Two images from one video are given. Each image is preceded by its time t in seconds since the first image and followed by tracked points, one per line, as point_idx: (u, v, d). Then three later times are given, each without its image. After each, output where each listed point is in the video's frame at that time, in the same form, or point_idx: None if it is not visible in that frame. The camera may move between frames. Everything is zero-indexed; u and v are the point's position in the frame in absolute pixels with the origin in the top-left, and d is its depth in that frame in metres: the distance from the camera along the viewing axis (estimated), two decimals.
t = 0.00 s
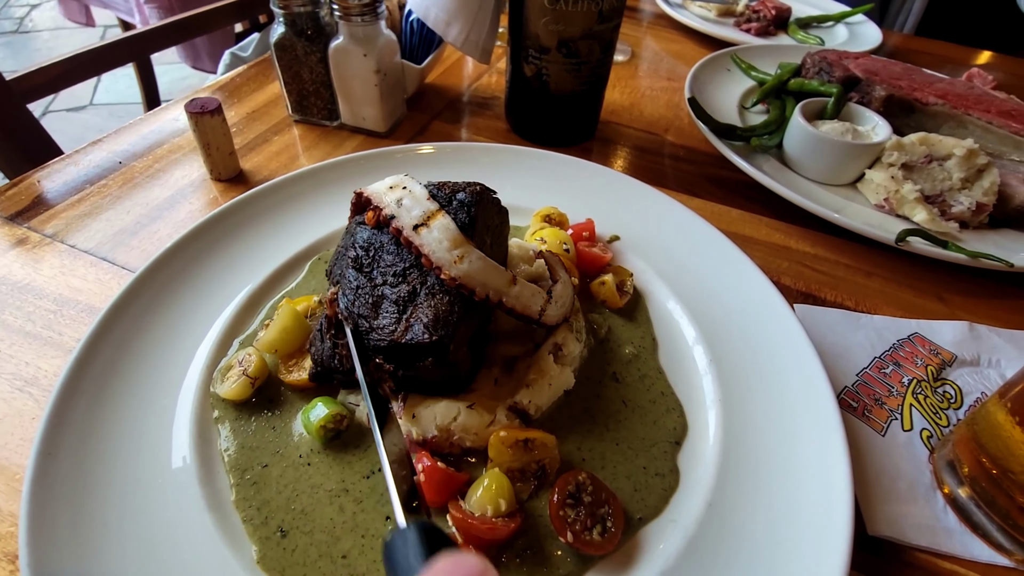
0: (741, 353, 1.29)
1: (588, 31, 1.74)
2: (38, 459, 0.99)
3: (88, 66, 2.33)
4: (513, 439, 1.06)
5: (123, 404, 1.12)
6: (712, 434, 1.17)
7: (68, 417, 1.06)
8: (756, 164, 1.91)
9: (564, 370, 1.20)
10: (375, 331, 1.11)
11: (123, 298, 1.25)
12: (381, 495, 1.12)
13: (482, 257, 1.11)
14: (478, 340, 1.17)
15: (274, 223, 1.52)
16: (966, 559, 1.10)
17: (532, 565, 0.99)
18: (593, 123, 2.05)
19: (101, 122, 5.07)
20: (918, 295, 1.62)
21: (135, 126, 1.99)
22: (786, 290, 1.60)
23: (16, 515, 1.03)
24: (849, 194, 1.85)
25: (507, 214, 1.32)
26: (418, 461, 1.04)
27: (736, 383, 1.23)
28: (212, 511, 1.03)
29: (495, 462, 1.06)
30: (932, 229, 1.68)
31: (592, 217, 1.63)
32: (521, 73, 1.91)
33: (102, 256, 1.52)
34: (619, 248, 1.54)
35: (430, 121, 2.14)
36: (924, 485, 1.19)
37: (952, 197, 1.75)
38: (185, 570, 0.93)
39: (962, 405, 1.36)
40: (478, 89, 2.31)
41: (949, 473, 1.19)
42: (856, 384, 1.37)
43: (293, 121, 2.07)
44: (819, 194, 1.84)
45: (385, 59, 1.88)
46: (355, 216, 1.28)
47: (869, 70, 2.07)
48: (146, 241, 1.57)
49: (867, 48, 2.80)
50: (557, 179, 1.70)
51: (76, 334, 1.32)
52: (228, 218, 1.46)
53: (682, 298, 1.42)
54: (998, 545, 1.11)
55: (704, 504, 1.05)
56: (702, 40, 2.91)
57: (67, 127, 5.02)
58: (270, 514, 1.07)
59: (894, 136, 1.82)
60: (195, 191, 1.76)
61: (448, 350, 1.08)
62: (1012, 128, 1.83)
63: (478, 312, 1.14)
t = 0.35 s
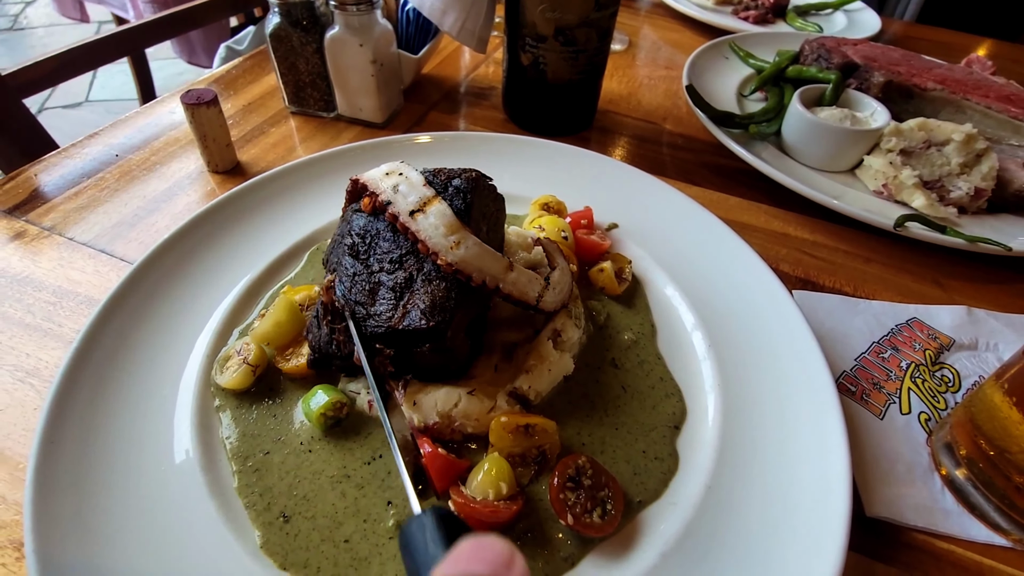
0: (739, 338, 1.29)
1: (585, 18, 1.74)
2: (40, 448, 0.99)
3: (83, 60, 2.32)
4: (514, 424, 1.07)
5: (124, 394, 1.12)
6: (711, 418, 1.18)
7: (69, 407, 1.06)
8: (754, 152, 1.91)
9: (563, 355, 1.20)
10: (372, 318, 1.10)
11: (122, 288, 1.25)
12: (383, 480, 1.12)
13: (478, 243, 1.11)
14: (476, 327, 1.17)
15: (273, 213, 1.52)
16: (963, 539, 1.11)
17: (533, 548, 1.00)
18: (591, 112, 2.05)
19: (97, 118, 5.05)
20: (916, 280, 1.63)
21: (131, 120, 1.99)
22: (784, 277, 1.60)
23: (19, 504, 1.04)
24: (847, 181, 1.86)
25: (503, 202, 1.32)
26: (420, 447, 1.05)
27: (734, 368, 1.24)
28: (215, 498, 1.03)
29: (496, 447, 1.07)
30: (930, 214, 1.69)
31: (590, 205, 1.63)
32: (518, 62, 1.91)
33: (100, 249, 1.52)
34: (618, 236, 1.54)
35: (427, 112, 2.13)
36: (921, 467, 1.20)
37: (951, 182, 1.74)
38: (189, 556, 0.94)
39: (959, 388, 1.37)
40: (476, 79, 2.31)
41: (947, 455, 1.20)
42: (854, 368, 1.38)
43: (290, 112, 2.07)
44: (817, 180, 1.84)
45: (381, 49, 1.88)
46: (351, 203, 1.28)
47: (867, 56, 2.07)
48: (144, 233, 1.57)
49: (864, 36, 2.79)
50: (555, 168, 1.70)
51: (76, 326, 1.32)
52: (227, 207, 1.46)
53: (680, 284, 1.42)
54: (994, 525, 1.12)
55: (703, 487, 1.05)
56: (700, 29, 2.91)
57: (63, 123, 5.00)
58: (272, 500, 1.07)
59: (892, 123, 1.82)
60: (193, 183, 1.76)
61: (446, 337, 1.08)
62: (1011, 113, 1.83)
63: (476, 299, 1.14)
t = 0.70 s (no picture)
0: (758, 347, 1.25)
1: (595, 17, 1.70)
2: (38, 465, 0.96)
3: (82, 60, 2.28)
4: (531, 439, 1.03)
5: (125, 406, 1.08)
6: (731, 430, 1.14)
7: (68, 421, 1.03)
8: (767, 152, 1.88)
9: (578, 366, 1.16)
10: (376, 326, 1.08)
11: (123, 296, 1.21)
12: (393, 498, 1.08)
13: (488, 252, 1.06)
14: (484, 337, 1.12)
15: (277, 219, 1.48)
16: (992, 555, 1.07)
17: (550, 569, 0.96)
18: (599, 113, 2.01)
19: (96, 119, 5.01)
20: (935, 285, 1.59)
21: (131, 121, 1.95)
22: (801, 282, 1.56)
23: (16, 523, 1.01)
24: (862, 182, 1.82)
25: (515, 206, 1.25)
26: (433, 465, 1.01)
27: (754, 378, 1.20)
28: (219, 516, 1.00)
29: (511, 464, 1.03)
30: (948, 217, 1.65)
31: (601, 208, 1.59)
32: (526, 62, 1.87)
33: (99, 255, 1.48)
34: (631, 241, 1.50)
35: (433, 113, 2.09)
36: (948, 480, 1.16)
37: (969, 184, 1.70)
38: None
39: (983, 398, 1.33)
40: (482, 79, 2.27)
41: (974, 468, 1.16)
42: (875, 377, 1.34)
43: (293, 114, 2.03)
44: (831, 182, 1.80)
45: (386, 48, 1.84)
46: (359, 206, 1.23)
47: (881, 56, 2.04)
48: (144, 238, 1.53)
49: (875, 35, 2.75)
50: (565, 170, 1.66)
51: (75, 335, 1.29)
52: (231, 212, 1.42)
53: (697, 291, 1.38)
54: None
55: (726, 503, 1.02)
56: (708, 27, 2.87)
57: (62, 123, 4.96)
58: (279, 519, 1.04)
59: (908, 123, 1.78)
60: (194, 186, 1.72)
61: (452, 348, 1.05)
62: None
63: (484, 309, 1.10)
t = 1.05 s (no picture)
0: (755, 354, 1.23)
1: (592, 16, 1.67)
2: (17, 474, 0.93)
3: (75, 58, 2.26)
4: (524, 450, 1.00)
5: (109, 414, 1.06)
6: (728, 439, 1.11)
7: (50, 429, 1.01)
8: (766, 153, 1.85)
9: (572, 373, 1.14)
10: (358, 329, 1.05)
11: (109, 300, 1.19)
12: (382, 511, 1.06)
13: (475, 259, 1.04)
14: (471, 343, 1.10)
15: (267, 222, 1.46)
16: (993, 568, 1.05)
17: None
18: (597, 113, 1.98)
19: (93, 116, 4.99)
20: (937, 289, 1.56)
21: (122, 121, 1.92)
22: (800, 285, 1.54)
23: None
24: (862, 184, 1.79)
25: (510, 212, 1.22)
26: (423, 479, 0.99)
27: (751, 386, 1.17)
28: (203, 529, 0.98)
29: (503, 475, 1.00)
30: (951, 220, 1.62)
31: (596, 210, 1.57)
32: (523, 61, 1.84)
33: (88, 258, 1.46)
34: (627, 244, 1.47)
35: (428, 112, 2.07)
36: (949, 490, 1.14)
37: (972, 186, 1.68)
38: None
39: (985, 405, 1.31)
40: (478, 79, 2.24)
41: (976, 478, 1.14)
42: (876, 384, 1.31)
43: (286, 113, 2.00)
44: (832, 184, 1.78)
45: (380, 47, 1.82)
46: (351, 206, 1.21)
47: (883, 55, 2.01)
48: (134, 241, 1.51)
49: (877, 33, 2.72)
50: (561, 171, 1.64)
51: (61, 340, 1.27)
52: (220, 215, 1.40)
53: (694, 296, 1.36)
54: None
55: (721, 515, 0.99)
56: (708, 25, 2.84)
57: (59, 120, 4.94)
58: (265, 531, 1.01)
59: (910, 124, 1.75)
60: (186, 187, 1.70)
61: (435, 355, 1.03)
62: None
63: (471, 316, 1.07)
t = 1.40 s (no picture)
0: (779, 390, 1.20)
1: (612, 32, 1.63)
2: (20, 506, 0.92)
3: (84, 56, 2.23)
4: (540, 489, 0.98)
5: (115, 442, 1.04)
6: (746, 480, 1.09)
7: (54, 457, 0.99)
8: (784, 174, 1.82)
9: (588, 409, 1.11)
10: (361, 352, 1.02)
11: (116, 321, 1.17)
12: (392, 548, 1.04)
13: (486, 294, 1.02)
14: (473, 374, 1.07)
15: (278, 237, 1.43)
16: None
17: None
18: (613, 128, 1.95)
19: (100, 107, 4.96)
20: (957, 320, 1.53)
21: (132, 124, 1.89)
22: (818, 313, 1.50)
23: None
24: (882, 209, 1.76)
25: (529, 243, 1.20)
26: (436, 518, 0.97)
27: (771, 423, 1.15)
28: (210, 565, 0.96)
29: (517, 515, 0.98)
30: (972, 250, 1.59)
31: (612, 231, 1.54)
32: (539, 74, 1.81)
33: (95, 269, 1.44)
34: (643, 268, 1.45)
35: (441, 123, 2.04)
36: (970, 535, 1.12)
37: (994, 216, 1.67)
38: None
39: (1006, 445, 1.28)
40: (491, 88, 2.21)
41: (999, 524, 1.11)
42: (895, 421, 1.28)
43: (297, 121, 1.97)
44: (851, 208, 1.74)
45: (395, 57, 1.79)
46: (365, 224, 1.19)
47: (905, 76, 1.98)
48: (142, 252, 1.49)
49: (896, 49, 2.69)
50: (577, 190, 1.61)
51: (67, 357, 1.24)
52: (230, 230, 1.38)
53: (712, 326, 1.33)
54: None
55: (740, 561, 0.97)
56: (724, 37, 2.80)
57: (65, 111, 4.91)
58: (273, 568, 1.00)
59: (933, 149, 1.72)
60: (195, 196, 1.67)
61: (434, 388, 1.00)
62: None
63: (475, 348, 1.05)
